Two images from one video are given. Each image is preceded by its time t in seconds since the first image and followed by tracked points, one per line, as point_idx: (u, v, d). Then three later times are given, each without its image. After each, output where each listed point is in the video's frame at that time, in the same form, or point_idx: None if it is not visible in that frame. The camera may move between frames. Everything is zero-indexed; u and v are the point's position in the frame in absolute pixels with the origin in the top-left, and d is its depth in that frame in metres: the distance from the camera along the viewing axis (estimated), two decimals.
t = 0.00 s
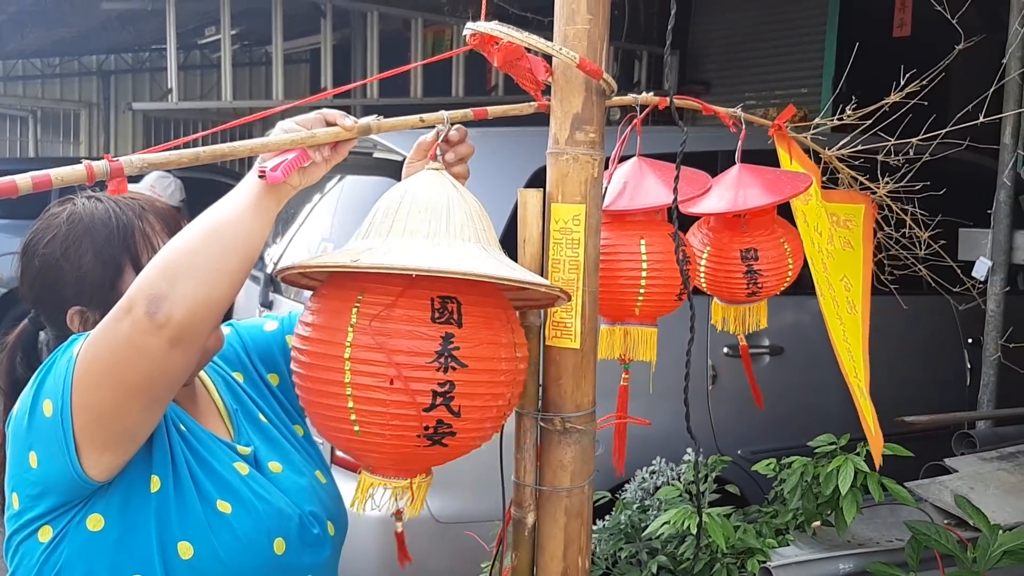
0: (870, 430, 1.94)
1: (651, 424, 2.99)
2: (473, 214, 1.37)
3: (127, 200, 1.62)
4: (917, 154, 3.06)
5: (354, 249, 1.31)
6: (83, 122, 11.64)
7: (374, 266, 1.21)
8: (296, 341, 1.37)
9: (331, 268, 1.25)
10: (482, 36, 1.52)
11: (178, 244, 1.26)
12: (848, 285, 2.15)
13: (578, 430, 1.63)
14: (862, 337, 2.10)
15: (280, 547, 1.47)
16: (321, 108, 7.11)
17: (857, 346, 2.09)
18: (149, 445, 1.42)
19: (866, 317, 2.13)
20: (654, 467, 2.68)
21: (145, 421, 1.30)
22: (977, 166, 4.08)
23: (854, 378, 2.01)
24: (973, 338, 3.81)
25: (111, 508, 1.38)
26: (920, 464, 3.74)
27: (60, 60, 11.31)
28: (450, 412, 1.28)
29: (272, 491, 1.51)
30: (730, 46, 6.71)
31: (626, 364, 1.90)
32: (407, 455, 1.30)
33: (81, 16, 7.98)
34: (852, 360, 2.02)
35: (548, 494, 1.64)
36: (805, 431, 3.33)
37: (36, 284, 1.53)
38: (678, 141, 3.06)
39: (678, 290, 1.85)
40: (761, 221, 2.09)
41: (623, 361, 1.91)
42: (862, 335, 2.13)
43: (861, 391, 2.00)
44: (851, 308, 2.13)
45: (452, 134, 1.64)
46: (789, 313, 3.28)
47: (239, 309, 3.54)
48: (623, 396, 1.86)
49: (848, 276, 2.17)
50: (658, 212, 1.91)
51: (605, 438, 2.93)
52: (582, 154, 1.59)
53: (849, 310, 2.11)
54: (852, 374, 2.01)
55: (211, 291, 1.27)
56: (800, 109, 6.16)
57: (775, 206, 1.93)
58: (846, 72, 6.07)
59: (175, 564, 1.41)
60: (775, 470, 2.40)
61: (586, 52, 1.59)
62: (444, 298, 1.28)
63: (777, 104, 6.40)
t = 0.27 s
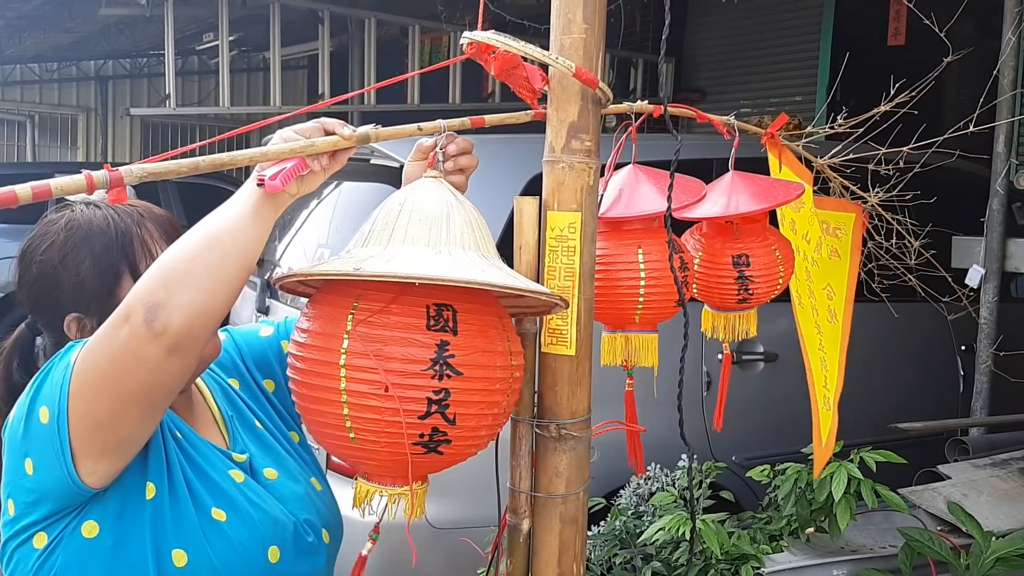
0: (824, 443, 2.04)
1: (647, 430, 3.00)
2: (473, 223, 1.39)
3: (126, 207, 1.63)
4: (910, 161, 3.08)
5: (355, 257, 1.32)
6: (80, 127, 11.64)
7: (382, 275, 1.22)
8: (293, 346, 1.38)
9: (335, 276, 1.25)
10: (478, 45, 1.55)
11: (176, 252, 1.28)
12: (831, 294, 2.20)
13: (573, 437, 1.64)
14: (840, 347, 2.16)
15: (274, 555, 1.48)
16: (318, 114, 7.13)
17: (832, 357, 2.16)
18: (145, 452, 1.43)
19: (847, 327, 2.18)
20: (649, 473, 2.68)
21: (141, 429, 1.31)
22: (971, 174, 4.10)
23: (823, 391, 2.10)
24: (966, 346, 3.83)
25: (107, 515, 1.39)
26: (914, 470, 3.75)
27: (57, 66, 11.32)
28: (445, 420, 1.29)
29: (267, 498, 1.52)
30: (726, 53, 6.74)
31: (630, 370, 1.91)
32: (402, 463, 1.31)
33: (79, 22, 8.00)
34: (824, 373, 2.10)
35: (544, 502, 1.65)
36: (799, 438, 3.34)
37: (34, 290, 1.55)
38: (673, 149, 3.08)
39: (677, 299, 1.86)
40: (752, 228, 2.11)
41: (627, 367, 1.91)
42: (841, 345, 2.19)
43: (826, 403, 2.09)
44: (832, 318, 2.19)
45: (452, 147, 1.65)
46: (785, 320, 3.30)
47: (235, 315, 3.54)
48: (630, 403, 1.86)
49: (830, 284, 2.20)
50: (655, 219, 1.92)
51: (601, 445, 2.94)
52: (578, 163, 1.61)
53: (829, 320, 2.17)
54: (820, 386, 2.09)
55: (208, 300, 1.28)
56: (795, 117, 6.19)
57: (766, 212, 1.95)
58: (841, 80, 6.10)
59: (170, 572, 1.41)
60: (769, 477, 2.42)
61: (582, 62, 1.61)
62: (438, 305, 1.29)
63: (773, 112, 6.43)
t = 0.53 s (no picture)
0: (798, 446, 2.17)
1: (646, 440, 3.00)
2: (475, 234, 1.39)
3: (127, 218, 1.63)
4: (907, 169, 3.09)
5: (361, 267, 1.31)
6: (79, 134, 11.65)
7: (392, 284, 1.22)
8: (319, 373, 1.36)
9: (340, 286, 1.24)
10: (477, 57, 1.55)
11: (178, 264, 1.28)
12: (823, 299, 2.28)
13: (572, 448, 1.64)
14: (826, 353, 2.25)
15: (272, 565, 1.48)
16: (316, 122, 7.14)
17: (818, 362, 2.25)
18: (143, 462, 1.43)
19: (835, 332, 2.26)
20: (647, 482, 2.67)
21: (140, 441, 1.31)
22: (968, 183, 4.11)
23: (802, 397, 2.21)
24: (965, 355, 3.84)
25: (104, 526, 1.39)
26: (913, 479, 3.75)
27: (57, 73, 11.34)
28: (503, 423, 1.32)
29: (265, 508, 1.51)
30: (723, 62, 6.76)
31: (624, 379, 1.91)
32: (462, 473, 1.33)
33: (78, 30, 8.02)
34: (806, 378, 2.21)
35: (542, 512, 1.64)
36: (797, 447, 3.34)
37: (33, 300, 1.54)
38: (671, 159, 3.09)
39: (674, 307, 1.86)
40: (750, 236, 2.11)
41: (621, 377, 1.91)
42: (829, 351, 2.27)
43: (803, 409, 2.21)
44: (822, 323, 2.27)
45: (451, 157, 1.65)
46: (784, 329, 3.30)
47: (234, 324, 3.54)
48: (619, 412, 1.87)
49: (823, 289, 2.27)
50: (652, 228, 1.92)
51: (598, 455, 2.93)
52: (577, 173, 1.61)
53: (818, 325, 2.26)
54: (800, 393, 2.20)
55: (209, 312, 1.28)
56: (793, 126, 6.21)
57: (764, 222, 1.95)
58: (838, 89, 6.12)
59: None
60: (767, 487, 2.41)
61: (581, 73, 1.61)
62: (478, 312, 1.31)
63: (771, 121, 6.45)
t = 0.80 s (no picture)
0: (780, 457, 2.28)
1: (645, 449, 2.99)
2: (469, 247, 1.39)
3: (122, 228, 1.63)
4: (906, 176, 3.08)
5: (351, 278, 1.32)
6: (79, 140, 11.65)
7: (381, 299, 1.23)
8: (313, 382, 1.36)
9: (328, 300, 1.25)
10: (477, 68, 1.55)
11: (176, 275, 1.27)
12: (814, 308, 2.33)
13: (570, 459, 1.64)
14: (815, 362, 2.30)
15: None
16: (316, 129, 7.15)
17: (807, 372, 2.31)
18: (140, 475, 1.42)
19: (826, 341, 2.31)
20: (646, 491, 2.66)
21: (139, 452, 1.31)
22: (967, 192, 4.12)
23: (790, 407, 2.29)
24: (964, 363, 3.83)
25: (101, 538, 1.38)
26: (912, 489, 3.74)
27: (57, 79, 11.34)
28: (496, 435, 1.32)
29: (262, 521, 1.51)
30: (723, 69, 6.76)
31: (619, 389, 1.90)
32: (455, 484, 1.32)
33: (79, 36, 8.02)
34: (793, 388, 2.29)
35: (541, 524, 1.64)
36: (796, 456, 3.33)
37: (29, 310, 1.54)
38: (670, 167, 3.09)
39: (670, 316, 1.85)
40: (750, 245, 2.09)
41: (615, 385, 1.91)
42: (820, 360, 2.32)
43: (790, 418, 2.28)
44: (812, 332, 2.33)
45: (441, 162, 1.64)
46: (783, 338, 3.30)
47: (233, 332, 3.54)
48: (614, 422, 1.86)
49: (815, 299, 2.33)
50: (650, 238, 1.92)
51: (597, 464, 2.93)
52: (576, 184, 1.61)
53: (807, 334, 2.32)
54: (788, 402, 2.29)
55: (209, 323, 1.28)
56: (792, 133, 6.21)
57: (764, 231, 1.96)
58: (838, 96, 6.13)
59: None
60: (767, 496, 2.40)
61: (580, 84, 1.61)
62: (474, 322, 1.32)
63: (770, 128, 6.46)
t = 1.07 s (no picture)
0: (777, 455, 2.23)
1: (643, 451, 2.98)
2: (450, 256, 1.39)
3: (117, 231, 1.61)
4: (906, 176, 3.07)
5: (328, 284, 1.35)
6: (76, 140, 11.61)
7: (341, 312, 1.25)
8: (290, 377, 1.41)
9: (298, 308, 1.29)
10: (474, 69, 1.55)
11: (170, 278, 1.27)
12: (811, 306, 2.31)
13: (568, 463, 1.63)
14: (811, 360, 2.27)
15: None
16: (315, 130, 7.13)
17: (801, 370, 2.29)
18: (135, 478, 1.41)
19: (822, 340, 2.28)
20: (644, 494, 2.65)
21: (133, 456, 1.30)
22: (966, 193, 4.11)
23: (785, 406, 2.25)
24: (964, 366, 3.83)
25: (95, 542, 1.37)
26: (911, 491, 3.73)
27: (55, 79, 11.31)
28: (447, 450, 1.32)
29: (258, 524, 1.50)
30: (722, 70, 6.75)
31: (621, 391, 1.89)
32: (407, 491, 1.34)
33: (76, 36, 7.99)
34: (789, 386, 2.25)
35: (539, 527, 1.63)
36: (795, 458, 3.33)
37: (24, 313, 1.54)
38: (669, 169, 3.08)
39: (671, 318, 1.84)
40: (749, 246, 2.09)
41: (618, 388, 1.90)
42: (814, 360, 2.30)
43: (785, 417, 2.26)
44: (808, 331, 2.31)
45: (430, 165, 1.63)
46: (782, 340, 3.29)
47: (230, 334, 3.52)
48: (618, 425, 1.85)
49: (812, 297, 2.32)
50: (649, 239, 1.91)
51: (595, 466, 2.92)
52: (574, 186, 1.60)
53: (803, 333, 2.30)
54: (784, 400, 2.25)
55: (203, 327, 1.27)
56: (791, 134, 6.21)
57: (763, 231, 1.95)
58: (837, 97, 6.12)
59: None
60: (766, 499, 2.39)
61: (578, 86, 1.60)
62: (435, 338, 1.32)
63: (770, 129, 6.44)
